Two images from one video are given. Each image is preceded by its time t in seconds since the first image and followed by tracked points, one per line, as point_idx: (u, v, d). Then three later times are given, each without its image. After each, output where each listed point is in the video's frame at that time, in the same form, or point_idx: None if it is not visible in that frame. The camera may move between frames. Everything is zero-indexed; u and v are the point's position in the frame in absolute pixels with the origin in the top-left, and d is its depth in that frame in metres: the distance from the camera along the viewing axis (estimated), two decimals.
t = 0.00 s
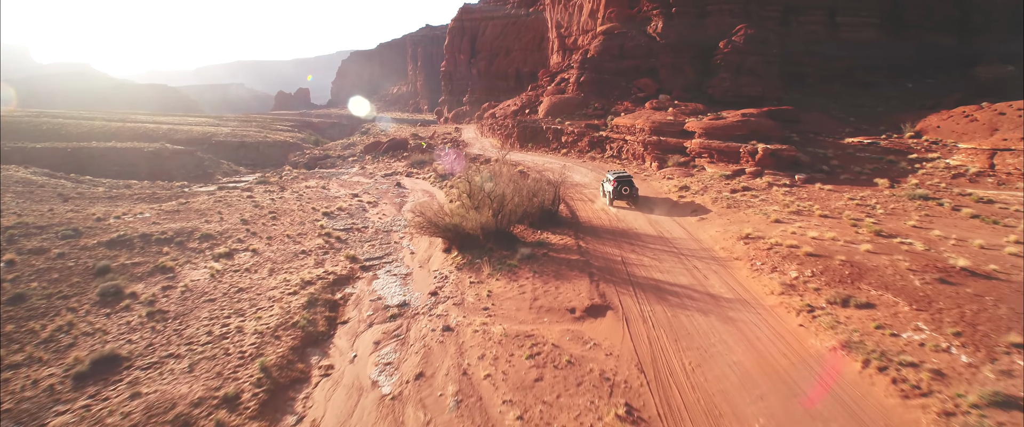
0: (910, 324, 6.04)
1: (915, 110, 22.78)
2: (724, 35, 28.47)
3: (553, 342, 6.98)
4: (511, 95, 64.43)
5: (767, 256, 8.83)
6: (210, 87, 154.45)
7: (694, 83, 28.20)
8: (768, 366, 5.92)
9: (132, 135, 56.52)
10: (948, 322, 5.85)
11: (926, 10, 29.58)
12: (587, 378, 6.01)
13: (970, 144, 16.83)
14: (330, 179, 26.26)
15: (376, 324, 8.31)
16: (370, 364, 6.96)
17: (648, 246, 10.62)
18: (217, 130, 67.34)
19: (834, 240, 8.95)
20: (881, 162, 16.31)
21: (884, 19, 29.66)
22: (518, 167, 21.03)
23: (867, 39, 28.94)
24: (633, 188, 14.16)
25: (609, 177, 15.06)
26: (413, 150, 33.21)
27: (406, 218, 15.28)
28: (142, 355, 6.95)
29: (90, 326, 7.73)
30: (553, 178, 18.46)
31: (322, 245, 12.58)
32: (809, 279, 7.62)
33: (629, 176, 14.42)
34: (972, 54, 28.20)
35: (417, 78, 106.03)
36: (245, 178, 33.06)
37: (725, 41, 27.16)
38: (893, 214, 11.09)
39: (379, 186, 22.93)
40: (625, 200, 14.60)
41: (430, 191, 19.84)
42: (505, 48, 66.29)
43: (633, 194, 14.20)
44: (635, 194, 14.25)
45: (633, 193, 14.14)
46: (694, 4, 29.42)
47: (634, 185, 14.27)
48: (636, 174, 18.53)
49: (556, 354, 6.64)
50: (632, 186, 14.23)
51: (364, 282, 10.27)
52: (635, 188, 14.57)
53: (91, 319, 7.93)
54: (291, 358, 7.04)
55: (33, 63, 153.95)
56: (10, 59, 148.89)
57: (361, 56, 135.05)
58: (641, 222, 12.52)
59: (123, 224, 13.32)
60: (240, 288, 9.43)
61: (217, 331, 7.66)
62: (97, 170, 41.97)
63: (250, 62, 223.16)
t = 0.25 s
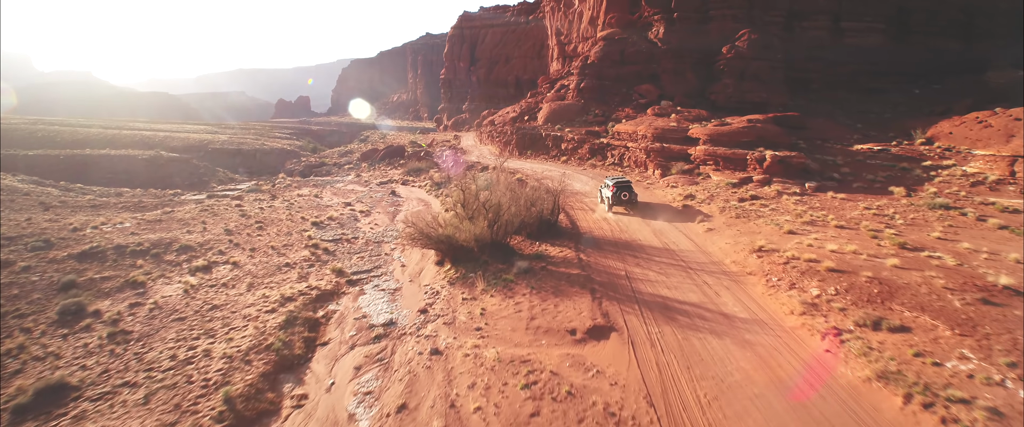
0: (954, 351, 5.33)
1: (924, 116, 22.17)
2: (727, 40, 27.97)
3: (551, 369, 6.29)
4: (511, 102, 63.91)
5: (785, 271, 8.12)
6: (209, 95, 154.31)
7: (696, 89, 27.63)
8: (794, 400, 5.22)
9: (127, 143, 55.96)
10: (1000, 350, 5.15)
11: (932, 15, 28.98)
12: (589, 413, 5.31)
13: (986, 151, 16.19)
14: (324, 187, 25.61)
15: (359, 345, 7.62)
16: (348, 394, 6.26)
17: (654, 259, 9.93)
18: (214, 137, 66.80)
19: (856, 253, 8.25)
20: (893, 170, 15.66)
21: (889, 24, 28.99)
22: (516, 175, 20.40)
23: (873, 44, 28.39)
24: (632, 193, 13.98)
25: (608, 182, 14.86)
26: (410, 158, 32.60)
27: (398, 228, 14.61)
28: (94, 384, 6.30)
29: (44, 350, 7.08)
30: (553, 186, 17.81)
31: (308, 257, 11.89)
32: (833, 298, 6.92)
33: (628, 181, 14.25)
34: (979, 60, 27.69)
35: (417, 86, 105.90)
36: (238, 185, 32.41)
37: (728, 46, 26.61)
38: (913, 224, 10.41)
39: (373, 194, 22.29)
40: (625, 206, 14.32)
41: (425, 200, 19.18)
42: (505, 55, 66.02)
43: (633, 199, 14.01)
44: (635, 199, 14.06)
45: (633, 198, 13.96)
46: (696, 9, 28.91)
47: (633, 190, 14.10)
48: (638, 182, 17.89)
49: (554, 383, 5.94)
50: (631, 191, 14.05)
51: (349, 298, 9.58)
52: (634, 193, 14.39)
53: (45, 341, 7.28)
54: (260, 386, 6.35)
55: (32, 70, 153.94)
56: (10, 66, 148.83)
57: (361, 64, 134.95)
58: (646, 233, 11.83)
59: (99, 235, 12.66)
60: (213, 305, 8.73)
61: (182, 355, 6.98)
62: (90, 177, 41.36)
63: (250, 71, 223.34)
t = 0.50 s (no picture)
0: (1014, 387, 4.59)
1: (935, 122, 21.52)
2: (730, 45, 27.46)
3: (549, 403, 5.56)
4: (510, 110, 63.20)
5: (805, 289, 7.41)
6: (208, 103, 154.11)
7: (699, 95, 27.04)
8: None
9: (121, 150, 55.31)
10: None
11: (939, 20, 28.41)
12: None
13: (1004, 158, 15.51)
14: (317, 196, 24.93)
15: (337, 372, 6.89)
16: None
17: (660, 274, 9.21)
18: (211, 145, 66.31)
19: (883, 269, 7.52)
20: (908, 177, 14.97)
21: (895, 29, 28.45)
22: (514, 183, 19.72)
23: (878, 49, 27.83)
24: (631, 199, 13.70)
25: (606, 188, 14.57)
26: (406, 165, 31.97)
27: (390, 239, 13.92)
28: (33, 421, 5.62)
29: None
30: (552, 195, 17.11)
31: (291, 271, 11.16)
32: (864, 321, 6.19)
33: (627, 186, 13.97)
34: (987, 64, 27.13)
35: (417, 94, 105.70)
36: (231, 194, 31.75)
37: (731, 51, 26.04)
38: (938, 236, 9.70)
39: (367, 203, 21.61)
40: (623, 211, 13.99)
41: (420, 209, 18.52)
42: (504, 62, 65.79)
43: (632, 205, 13.74)
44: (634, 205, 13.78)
45: (632, 203, 13.69)
46: (698, 14, 28.42)
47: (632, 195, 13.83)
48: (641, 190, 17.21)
49: (552, 421, 5.21)
50: (630, 196, 13.77)
51: (332, 316, 8.87)
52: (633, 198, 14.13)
53: None
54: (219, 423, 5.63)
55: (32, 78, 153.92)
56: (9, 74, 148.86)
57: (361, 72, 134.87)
58: (651, 245, 11.12)
59: (72, 247, 11.97)
60: (180, 325, 8.02)
61: (138, 385, 6.29)
62: (82, 185, 40.73)
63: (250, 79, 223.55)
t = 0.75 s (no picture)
0: None
1: (947, 128, 20.82)
2: (733, 50, 26.85)
3: None
4: (508, 116, 62.54)
5: (830, 311, 6.67)
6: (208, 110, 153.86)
7: (702, 100, 26.40)
8: None
9: (116, 157, 54.68)
10: None
11: (946, 23, 27.80)
12: None
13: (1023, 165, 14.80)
14: (310, 204, 24.25)
15: (308, 406, 6.15)
16: None
17: (668, 292, 8.48)
18: (208, 152, 65.78)
19: (916, 289, 6.78)
20: (924, 185, 14.26)
21: (901, 33, 27.87)
22: (512, 191, 19.01)
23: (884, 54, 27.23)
24: (629, 205, 13.46)
25: (603, 193, 14.31)
26: (403, 173, 31.30)
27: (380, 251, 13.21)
28: None
29: None
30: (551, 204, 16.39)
31: (272, 287, 10.42)
32: (903, 351, 5.44)
33: (624, 193, 13.73)
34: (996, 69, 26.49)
35: (416, 101, 105.39)
36: (224, 202, 31.06)
37: (735, 55, 25.42)
38: (967, 249, 8.98)
39: (360, 211, 20.93)
40: (620, 218, 13.72)
41: (414, 218, 17.83)
42: (504, 69, 65.24)
43: (629, 211, 13.49)
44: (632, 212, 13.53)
45: (630, 210, 13.46)
46: (700, 18, 27.85)
47: (630, 201, 13.59)
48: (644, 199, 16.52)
49: None
50: (628, 203, 13.52)
51: (310, 339, 8.13)
52: (630, 204, 13.90)
53: None
54: None
55: (30, 85, 153.75)
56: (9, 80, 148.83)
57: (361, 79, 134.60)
58: (656, 259, 10.40)
59: (40, 260, 11.26)
60: (140, 351, 7.30)
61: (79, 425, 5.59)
62: (74, 193, 40.10)
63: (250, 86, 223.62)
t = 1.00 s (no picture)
0: None
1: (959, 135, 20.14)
2: (736, 54, 26.21)
3: None
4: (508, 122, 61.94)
5: (860, 338, 5.93)
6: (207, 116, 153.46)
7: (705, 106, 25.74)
8: None
9: (110, 164, 54.00)
10: None
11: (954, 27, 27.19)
12: None
13: None
14: (301, 212, 23.53)
15: None
16: None
17: (676, 313, 7.75)
18: (204, 158, 65.16)
19: (956, 313, 6.05)
20: (942, 194, 13.55)
21: (909, 37, 27.25)
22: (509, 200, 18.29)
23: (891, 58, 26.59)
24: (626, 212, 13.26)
25: (600, 200, 14.11)
26: (399, 180, 30.60)
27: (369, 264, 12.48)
28: None
29: None
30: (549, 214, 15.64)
31: (249, 304, 9.69)
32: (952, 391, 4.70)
33: (621, 199, 13.52)
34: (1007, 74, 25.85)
35: (416, 107, 105.02)
36: (215, 210, 30.34)
37: (739, 59, 24.77)
38: (1001, 265, 8.24)
39: (352, 220, 20.20)
40: (618, 224, 13.55)
41: (407, 228, 17.11)
42: (503, 75, 64.77)
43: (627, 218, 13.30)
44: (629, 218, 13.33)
45: (627, 217, 13.31)
46: (702, 21, 27.24)
47: (627, 208, 13.38)
48: (646, 208, 15.81)
49: None
50: (625, 210, 13.31)
51: (283, 365, 7.40)
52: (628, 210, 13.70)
53: None
54: None
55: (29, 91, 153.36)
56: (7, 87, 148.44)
57: (360, 85, 134.33)
58: (662, 275, 9.67)
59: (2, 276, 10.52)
60: (90, 382, 6.60)
61: None
62: (65, 200, 39.38)
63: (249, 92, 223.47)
